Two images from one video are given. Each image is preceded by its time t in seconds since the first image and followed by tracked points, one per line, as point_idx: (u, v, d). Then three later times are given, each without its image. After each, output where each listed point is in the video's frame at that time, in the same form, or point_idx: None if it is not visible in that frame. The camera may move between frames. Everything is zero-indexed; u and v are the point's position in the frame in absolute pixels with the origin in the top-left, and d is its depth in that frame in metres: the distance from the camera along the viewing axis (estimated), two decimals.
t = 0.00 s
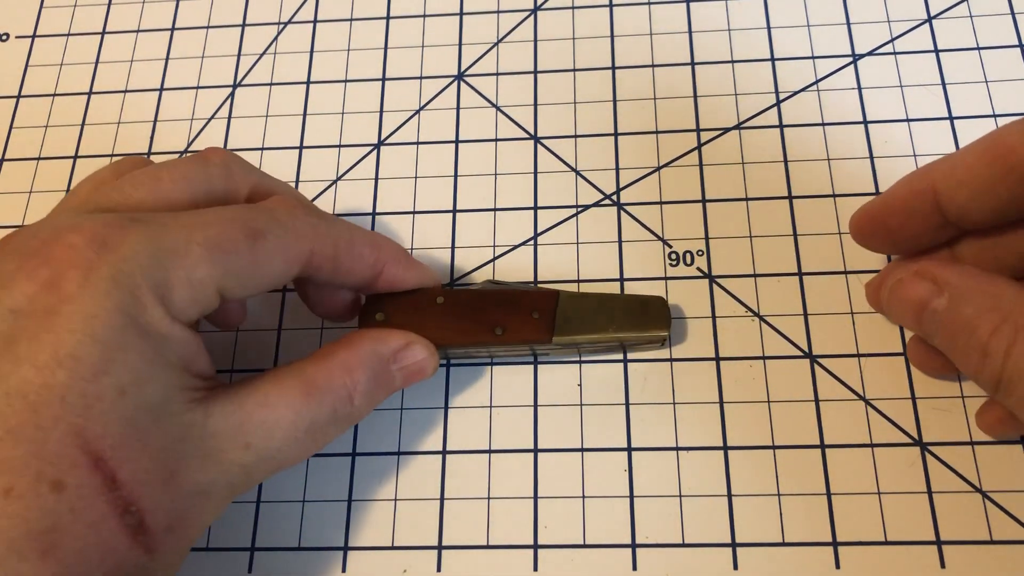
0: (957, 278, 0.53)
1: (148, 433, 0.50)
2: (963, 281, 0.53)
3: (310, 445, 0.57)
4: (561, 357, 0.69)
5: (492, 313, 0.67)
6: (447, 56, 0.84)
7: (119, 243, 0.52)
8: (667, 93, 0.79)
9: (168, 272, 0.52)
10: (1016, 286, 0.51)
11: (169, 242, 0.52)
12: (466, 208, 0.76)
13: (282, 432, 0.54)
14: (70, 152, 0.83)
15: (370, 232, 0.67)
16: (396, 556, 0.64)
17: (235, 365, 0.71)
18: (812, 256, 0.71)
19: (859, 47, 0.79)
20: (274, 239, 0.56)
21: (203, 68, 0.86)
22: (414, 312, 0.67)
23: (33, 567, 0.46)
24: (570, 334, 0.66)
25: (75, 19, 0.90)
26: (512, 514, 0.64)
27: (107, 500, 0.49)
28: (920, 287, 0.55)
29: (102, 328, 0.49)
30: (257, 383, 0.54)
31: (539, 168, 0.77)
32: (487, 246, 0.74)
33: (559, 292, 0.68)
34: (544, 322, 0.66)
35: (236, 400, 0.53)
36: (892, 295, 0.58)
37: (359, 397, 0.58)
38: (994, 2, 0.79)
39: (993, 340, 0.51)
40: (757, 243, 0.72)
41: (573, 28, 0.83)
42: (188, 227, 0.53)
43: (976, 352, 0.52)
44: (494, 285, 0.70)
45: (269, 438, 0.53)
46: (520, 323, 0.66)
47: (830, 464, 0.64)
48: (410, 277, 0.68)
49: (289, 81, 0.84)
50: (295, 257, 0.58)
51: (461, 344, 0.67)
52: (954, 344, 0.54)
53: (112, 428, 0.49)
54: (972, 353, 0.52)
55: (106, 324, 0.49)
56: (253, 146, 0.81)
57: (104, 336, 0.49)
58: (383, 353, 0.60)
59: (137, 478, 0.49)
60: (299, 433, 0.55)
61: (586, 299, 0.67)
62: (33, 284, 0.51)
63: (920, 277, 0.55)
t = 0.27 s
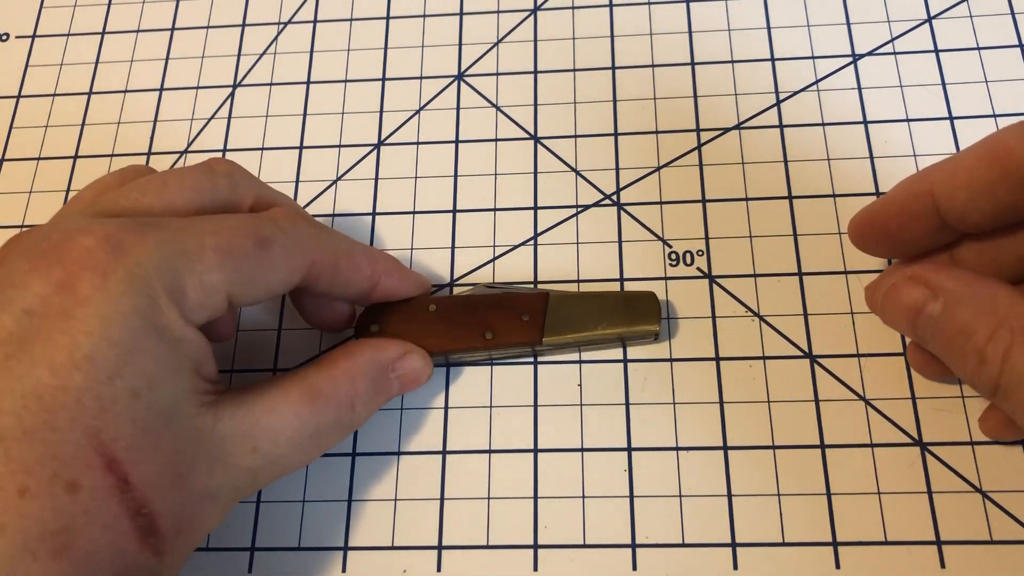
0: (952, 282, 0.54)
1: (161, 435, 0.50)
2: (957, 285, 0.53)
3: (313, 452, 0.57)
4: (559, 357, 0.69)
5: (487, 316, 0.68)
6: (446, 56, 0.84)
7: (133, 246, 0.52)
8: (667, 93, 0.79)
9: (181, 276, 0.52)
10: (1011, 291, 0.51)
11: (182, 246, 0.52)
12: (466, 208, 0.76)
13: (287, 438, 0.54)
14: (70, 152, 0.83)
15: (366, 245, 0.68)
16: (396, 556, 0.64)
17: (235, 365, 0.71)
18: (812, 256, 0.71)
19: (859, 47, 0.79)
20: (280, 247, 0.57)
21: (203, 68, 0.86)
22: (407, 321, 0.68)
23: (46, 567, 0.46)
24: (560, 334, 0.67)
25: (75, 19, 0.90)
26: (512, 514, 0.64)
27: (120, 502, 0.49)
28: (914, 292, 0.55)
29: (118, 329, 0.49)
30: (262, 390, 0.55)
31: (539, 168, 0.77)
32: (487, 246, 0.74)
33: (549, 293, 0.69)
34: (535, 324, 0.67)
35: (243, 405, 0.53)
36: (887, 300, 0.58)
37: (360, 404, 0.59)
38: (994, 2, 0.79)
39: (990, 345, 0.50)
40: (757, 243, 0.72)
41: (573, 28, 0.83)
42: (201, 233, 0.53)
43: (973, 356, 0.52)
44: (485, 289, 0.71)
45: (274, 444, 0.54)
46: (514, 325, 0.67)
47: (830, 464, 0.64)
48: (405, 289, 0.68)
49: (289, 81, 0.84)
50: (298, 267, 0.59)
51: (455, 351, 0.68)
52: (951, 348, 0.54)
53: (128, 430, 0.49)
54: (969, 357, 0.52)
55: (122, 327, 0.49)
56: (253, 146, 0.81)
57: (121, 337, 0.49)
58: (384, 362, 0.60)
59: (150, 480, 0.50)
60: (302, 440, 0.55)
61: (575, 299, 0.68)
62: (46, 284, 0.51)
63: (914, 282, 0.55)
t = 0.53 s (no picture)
0: (955, 282, 0.54)
1: (163, 440, 0.50)
2: (958, 286, 0.53)
3: (313, 456, 0.57)
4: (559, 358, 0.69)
5: (486, 318, 0.68)
6: (446, 56, 0.84)
7: (138, 249, 0.51)
8: (667, 93, 0.79)
9: (187, 278, 0.52)
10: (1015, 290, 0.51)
11: (186, 246, 0.52)
12: (466, 208, 0.76)
13: (288, 443, 0.54)
14: (70, 153, 0.83)
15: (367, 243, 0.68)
16: (396, 556, 0.64)
17: (235, 365, 0.71)
18: (812, 256, 0.71)
19: (859, 48, 0.79)
20: (283, 244, 0.57)
21: (203, 68, 0.86)
22: (408, 323, 0.69)
23: (50, 569, 0.46)
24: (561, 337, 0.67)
25: (75, 19, 0.90)
26: (512, 514, 0.64)
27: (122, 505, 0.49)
28: (917, 292, 0.55)
29: (122, 333, 0.49)
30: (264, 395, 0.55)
31: (539, 168, 0.77)
32: (487, 246, 0.74)
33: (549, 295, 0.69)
34: (535, 326, 0.67)
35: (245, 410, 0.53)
36: (889, 301, 0.58)
37: (361, 409, 0.59)
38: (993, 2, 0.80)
39: (995, 345, 0.50)
40: (757, 243, 0.72)
41: (573, 28, 0.84)
42: (205, 233, 0.53)
43: (977, 357, 0.52)
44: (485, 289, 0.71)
45: (275, 449, 0.54)
46: (514, 328, 0.67)
47: (830, 464, 0.64)
48: (405, 288, 0.69)
49: (289, 81, 0.84)
50: (300, 264, 0.59)
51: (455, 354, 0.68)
52: (954, 349, 0.54)
53: (131, 434, 0.49)
54: (973, 357, 0.52)
55: (128, 331, 0.49)
56: (253, 145, 0.81)
57: (125, 341, 0.49)
58: (385, 366, 0.61)
59: (152, 483, 0.50)
60: (303, 445, 0.55)
61: (575, 302, 0.68)
62: (51, 289, 0.51)
63: (917, 283, 0.55)
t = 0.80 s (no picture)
0: (960, 280, 0.54)
1: (139, 446, 0.50)
2: (963, 284, 0.53)
3: (296, 473, 0.57)
4: (559, 357, 0.69)
5: (485, 318, 0.69)
6: (446, 55, 0.84)
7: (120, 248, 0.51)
8: (667, 93, 0.79)
9: (171, 271, 0.52)
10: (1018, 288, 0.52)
11: (168, 240, 0.53)
12: (466, 208, 0.76)
13: (269, 459, 0.54)
14: (70, 153, 0.83)
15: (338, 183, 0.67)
16: (396, 557, 0.64)
17: (234, 365, 0.71)
18: (812, 256, 0.71)
19: (859, 47, 0.79)
20: (257, 207, 0.58)
21: (204, 68, 0.86)
22: (408, 321, 0.70)
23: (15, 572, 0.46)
24: (560, 335, 0.67)
25: (75, 19, 0.90)
26: (512, 514, 0.64)
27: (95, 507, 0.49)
28: (922, 290, 0.55)
29: (105, 336, 0.49)
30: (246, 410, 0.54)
31: (539, 168, 0.77)
32: (487, 246, 0.74)
33: (547, 294, 0.70)
34: (534, 324, 0.68)
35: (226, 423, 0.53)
36: (892, 298, 0.58)
37: (345, 429, 0.59)
38: (993, 2, 0.80)
39: (1000, 344, 0.51)
40: (757, 243, 0.72)
41: (573, 28, 0.84)
42: (185, 217, 0.54)
43: (982, 356, 0.52)
44: (484, 289, 0.72)
45: (253, 464, 0.54)
46: (513, 326, 0.68)
47: (830, 464, 0.64)
48: (380, 235, 0.69)
49: (289, 81, 0.84)
50: (277, 219, 0.60)
51: (455, 352, 0.69)
52: (958, 348, 0.54)
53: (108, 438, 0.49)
54: (977, 356, 0.52)
55: (110, 334, 0.49)
56: (253, 146, 0.81)
57: (108, 344, 0.49)
58: (370, 386, 0.61)
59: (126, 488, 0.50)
60: (284, 462, 0.55)
61: (572, 300, 0.69)
62: (34, 290, 0.50)
63: (921, 281, 0.55)
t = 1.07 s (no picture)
0: (965, 279, 0.54)
1: (139, 449, 0.50)
2: (968, 283, 0.53)
3: (300, 472, 0.57)
4: (559, 358, 0.69)
5: (485, 318, 0.69)
6: (446, 55, 0.84)
7: (122, 251, 0.51)
8: (667, 93, 0.79)
9: (174, 275, 0.52)
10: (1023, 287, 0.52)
11: (171, 244, 0.52)
12: (466, 208, 0.76)
13: (272, 459, 0.54)
14: (70, 153, 0.83)
15: (348, 200, 0.68)
16: (396, 557, 0.64)
17: (234, 365, 0.71)
18: (812, 256, 0.71)
19: (859, 48, 0.79)
20: (264, 216, 0.57)
21: (204, 68, 0.86)
22: (408, 321, 0.70)
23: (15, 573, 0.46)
24: (561, 335, 0.67)
25: (75, 19, 0.90)
26: (512, 514, 0.64)
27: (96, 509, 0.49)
28: (926, 288, 0.55)
29: (105, 339, 0.49)
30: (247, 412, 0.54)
31: (539, 168, 0.77)
32: (487, 246, 0.74)
33: (547, 294, 0.70)
34: (533, 324, 0.68)
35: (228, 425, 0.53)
36: (896, 296, 0.58)
37: (348, 426, 0.58)
38: (994, 2, 0.80)
39: (1006, 342, 0.51)
40: (757, 243, 0.72)
41: (573, 28, 0.84)
42: (189, 222, 0.54)
43: (987, 355, 0.52)
44: (485, 289, 0.72)
45: (256, 463, 0.54)
46: (513, 326, 0.68)
47: (830, 464, 0.64)
48: (384, 250, 0.68)
49: (289, 81, 0.84)
50: (283, 233, 0.59)
51: (456, 352, 0.68)
52: (963, 347, 0.54)
53: (108, 442, 0.49)
54: (982, 355, 0.52)
55: (111, 337, 0.49)
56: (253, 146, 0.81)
57: (109, 348, 0.49)
58: (370, 381, 0.60)
59: (127, 490, 0.50)
60: (287, 462, 0.55)
61: (572, 300, 0.69)
62: (37, 292, 0.50)
63: (926, 279, 0.55)
